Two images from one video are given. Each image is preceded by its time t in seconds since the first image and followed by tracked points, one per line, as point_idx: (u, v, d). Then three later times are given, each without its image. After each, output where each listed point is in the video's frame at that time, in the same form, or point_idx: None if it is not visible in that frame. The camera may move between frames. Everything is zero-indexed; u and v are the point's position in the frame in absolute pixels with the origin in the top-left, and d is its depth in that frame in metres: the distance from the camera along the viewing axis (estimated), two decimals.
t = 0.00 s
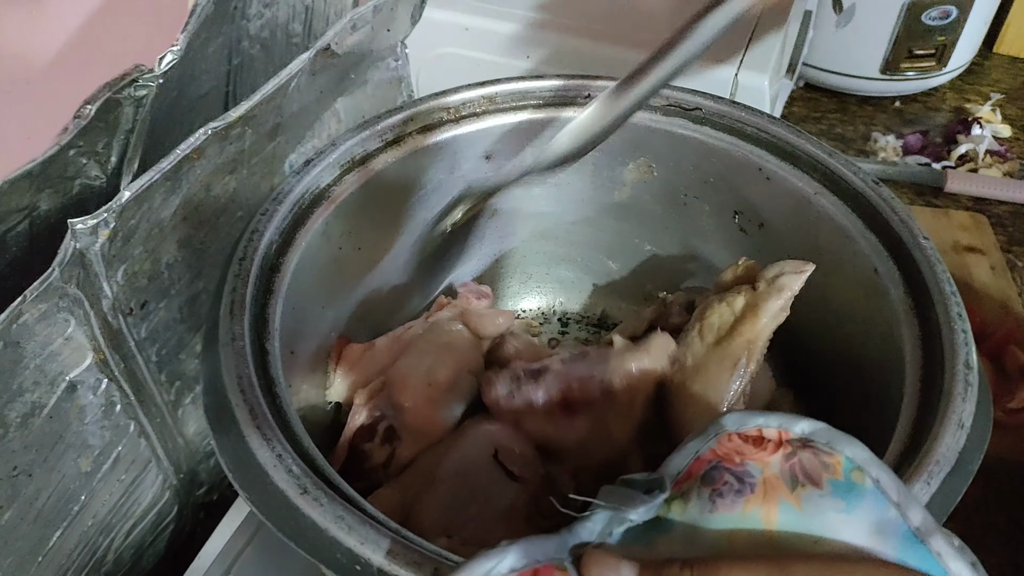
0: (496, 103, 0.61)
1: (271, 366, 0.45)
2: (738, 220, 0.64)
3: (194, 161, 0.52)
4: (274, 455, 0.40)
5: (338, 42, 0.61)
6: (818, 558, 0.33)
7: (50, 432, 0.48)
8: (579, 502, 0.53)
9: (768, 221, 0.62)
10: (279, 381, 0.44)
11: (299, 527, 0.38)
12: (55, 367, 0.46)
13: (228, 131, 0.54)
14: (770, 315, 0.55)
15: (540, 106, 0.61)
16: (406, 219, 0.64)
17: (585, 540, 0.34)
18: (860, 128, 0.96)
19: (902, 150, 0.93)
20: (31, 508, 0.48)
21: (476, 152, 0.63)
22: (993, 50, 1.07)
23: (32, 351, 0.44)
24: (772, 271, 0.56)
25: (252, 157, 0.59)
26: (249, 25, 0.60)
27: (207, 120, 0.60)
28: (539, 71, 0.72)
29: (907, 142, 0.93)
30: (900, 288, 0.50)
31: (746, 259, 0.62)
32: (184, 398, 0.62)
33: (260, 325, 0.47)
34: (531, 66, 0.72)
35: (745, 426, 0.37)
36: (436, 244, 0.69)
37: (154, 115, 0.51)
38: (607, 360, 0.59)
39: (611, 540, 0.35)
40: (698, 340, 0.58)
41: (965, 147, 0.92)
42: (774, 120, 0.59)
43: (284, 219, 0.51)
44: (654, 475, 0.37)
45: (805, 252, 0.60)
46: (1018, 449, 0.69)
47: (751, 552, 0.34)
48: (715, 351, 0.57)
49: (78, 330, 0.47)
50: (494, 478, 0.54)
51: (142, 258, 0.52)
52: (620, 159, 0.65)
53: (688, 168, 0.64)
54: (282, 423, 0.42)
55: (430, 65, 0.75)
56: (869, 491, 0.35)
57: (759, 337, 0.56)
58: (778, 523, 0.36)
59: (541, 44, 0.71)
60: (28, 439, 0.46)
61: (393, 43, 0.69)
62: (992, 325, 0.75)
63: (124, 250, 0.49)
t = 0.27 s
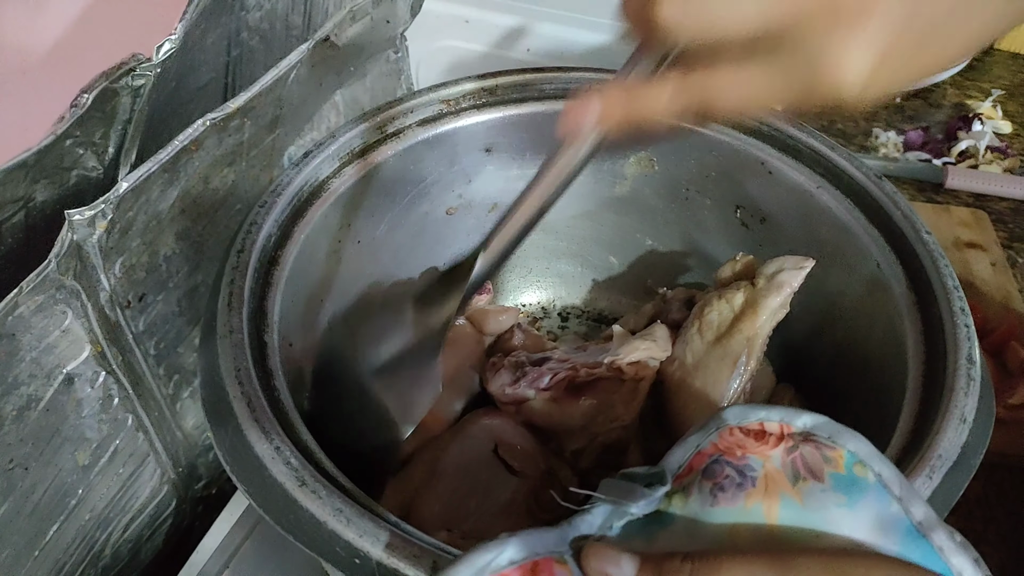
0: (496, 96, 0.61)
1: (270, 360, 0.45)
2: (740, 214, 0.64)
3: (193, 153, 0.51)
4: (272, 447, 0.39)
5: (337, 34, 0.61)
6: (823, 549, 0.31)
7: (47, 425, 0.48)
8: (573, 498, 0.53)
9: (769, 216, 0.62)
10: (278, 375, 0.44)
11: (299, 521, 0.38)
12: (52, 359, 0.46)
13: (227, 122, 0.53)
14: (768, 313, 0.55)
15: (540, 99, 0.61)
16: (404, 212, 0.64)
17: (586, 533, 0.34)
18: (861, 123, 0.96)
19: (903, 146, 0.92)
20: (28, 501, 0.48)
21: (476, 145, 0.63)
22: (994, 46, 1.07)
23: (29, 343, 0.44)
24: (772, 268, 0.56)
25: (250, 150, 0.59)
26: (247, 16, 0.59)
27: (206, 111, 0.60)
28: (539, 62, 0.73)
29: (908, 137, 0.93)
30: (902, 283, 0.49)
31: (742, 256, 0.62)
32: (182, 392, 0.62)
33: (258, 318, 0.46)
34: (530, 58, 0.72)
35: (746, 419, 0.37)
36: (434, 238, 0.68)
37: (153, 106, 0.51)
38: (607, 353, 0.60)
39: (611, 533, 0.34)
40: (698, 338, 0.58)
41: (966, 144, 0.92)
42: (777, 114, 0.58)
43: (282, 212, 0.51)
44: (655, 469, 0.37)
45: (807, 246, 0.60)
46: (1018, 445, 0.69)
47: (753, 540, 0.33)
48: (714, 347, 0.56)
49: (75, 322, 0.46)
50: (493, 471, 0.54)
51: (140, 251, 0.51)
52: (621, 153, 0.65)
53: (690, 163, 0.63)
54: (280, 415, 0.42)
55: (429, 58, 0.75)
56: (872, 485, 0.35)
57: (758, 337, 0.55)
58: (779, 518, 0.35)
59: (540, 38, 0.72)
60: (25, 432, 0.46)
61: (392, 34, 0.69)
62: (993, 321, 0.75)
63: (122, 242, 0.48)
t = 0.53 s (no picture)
0: (495, 96, 0.61)
1: (269, 360, 0.44)
2: (738, 213, 0.64)
3: (191, 154, 0.51)
4: (271, 448, 0.39)
5: (334, 35, 0.61)
6: (824, 550, 0.31)
7: (46, 426, 0.48)
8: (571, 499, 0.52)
9: (768, 216, 0.62)
10: (277, 375, 0.44)
11: (298, 522, 0.37)
12: (51, 361, 0.46)
13: (225, 124, 0.53)
14: (766, 312, 0.55)
15: (538, 99, 0.61)
16: (403, 212, 0.64)
17: (583, 536, 0.33)
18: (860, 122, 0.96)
19: (902, 145, 0.93)
20: (26, 502, 0.48)
21: (475, 145, 0.63)
22: (994, 45, 1.07)
23: (27, 344, 0.44)
24: (770, 268, 0.56)
25: (249, 151, 0.59)
26: (246, 17, 0.59)
27: (204, 112, 0.60)
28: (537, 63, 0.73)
29: (907, 137, 0.93)
30: (900, 282, 0.49)
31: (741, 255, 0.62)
32: (181, 393, 0.62)
33: (256, 318, 0.46)
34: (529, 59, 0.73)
35: (745, 419, 0.37)
36: (433, 237, 0.69)
37: (151, 107, 0.51)
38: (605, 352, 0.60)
39: (609, 536, 0.34)
40: (697, 338, 0.58)
41: (965, 143, 0.92)
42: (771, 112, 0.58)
43: (282, 212, 0.51)
44: (653, 469, 0.36)
45: (805, 245, 0.60)
46: (1017, 444, 0.69)
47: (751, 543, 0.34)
48: (713, 347, 0.56)
49: (74, 324, 0.46)
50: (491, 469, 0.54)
51: (138, 252, 0.51)
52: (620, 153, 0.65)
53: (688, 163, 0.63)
54: (279, 417, 0.42)
55: (429, 58, 0.75)
56: (870, 486, 0.35)
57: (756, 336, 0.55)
58: (777, 518, 0.35)
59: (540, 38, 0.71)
60: (24, 434, 0.46)
61: (391, 35, 0.69)
62: (992, 320, 0.75)
63: (120, 243, 0.48)
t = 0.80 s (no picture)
0: (491, 99, 0.61)
1: (266, 358, 0.45)
2: (731, 216, 0.64)
3: (189, 158, 0.51)
4: (269, 445, 0.40)
5: (332, 40, 0.60)
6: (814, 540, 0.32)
7: (43, 430, 0.48)
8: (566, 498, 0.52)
9: (760, 218, 0.62)
10: (274, 373, 0.44)
11: (295, 516, 0.38)
12: (48, 364, 0.46)
13: (223, 128, 0.53)
14: (759, 314, 0.56)
15: (535, 101, 0.61)
16: (400, 213, 0.64)
17: (576, 535, 0.33)
18: (854, 128, 0.97)
19: (896, 152, 0.93)
20: (23, 506, 0.48)
21: (471, 148, 0.63)
22: (985, 52, 1.08)
23: (25, 348, 0.44)
24: (766, 272, 0.57)
25: (246, 155, 0.59)
26: (244, 22, 0.60)
27: (202, 117, 0.60)
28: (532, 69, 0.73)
29: (901, 143, 0.94)
30: (889, 284, 0.50)
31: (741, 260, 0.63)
32: (178, 397, 0.62)
33: (254, 317, 0.47)
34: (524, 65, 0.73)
35: (736, 415, 0.37)
36: (430, 239, 0.69)
37: (149, 112, 0.51)
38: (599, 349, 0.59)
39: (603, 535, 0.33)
40: (689, 338, 0.58)
41: (957, 149, 0.93)
42: (765, 116, 0.59)
43: (279, 213, 0.51)
44: (646, 466, 0.36)
45: (796, 248, 0.61)
46: (1010, 447, 0.69)
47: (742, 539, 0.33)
48: (706, 349, 0.57)
49: (71, 328, 0.46)
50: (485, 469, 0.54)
51: (136, 256, 0.51)
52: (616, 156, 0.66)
53: (681, 165, 0.64)
54: (275, 410, 0.42)
55: (426, 62, 0.76)
56: (858, 482, 0.35)
57: (748, 338, 0.56)
58: (767, 512, 0.35)
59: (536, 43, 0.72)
60: (21, 437, 0.46)
61: (387, 41, 0.69)
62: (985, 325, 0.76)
63: (118, 247, 0.49)
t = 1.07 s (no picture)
0: (499, 105, 0.62)
1: (275, 359, 0.45)
2: (736, 223, 0.65)
3: (199, 163, 0.52)
4: (277, 444, 0.40)
5: (342, 46, 0.61)
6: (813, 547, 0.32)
7: (53, 430, 0.48)
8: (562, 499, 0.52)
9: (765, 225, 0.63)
10: (283, 373, 0.44)
11: (302, 514, 0.38)
12: (59, 366, 0.46)
13: (233, 133, 0.54)
14: (761, 323, 0.56)
15: (542, 107, 0.62)
16: (408, 216, 0.64)
17: (581, 534, 0.33)
18: (857, 137, 0.97)
19: (897, 161, 0.94)
20: (32, 506, 0.48)
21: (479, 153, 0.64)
22: (988, 62, 1.08)
23: (36, 349, 0.44)
24: (768, 279, 0.57)
25: (255, 159, 0.59)
26: (255, 28, 0.60)
27: (212, 122, 0.61)
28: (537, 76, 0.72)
29: (902, 152, 0.95)
30: (892, 292, 0.50)
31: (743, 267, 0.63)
32: (184, 399, 0.62)
33: (263, 318, 0.47)
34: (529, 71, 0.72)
35: (738, 421, 0.37)
36: (438, 243, 0.69)
37: (161, 117, 0.52)
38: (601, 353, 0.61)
39: (606, 534, 0.34)
40: (691, 345, 0.59)
41: (959, 159, 0.93)
42: (771, 125, 0.59)
43: (288, 216, 0.52)
44: (648, 470, 0.35)
45: (801, 257, 0.61)
46: (1012, 457, 0.69)
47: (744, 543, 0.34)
48: (707, 355, 0.57)
49: (82, 329, 0.47)
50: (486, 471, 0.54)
51: (146, 259, 0.52)
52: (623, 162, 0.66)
53: (686, 172, 0.64)
54: (283, 409, 0.43)
55: (432, 69, 0.75)
56: (858, 487, 0.35)
57: (750, 346, 0.56)
58: (768, 518, 0.35)
59: (540, 51, 0.73)
60: (31, 437, 0.46)
61: (395, 48, 0.70)
62: (987, 334, 0.76)
63: (129, 250, 0.49)
